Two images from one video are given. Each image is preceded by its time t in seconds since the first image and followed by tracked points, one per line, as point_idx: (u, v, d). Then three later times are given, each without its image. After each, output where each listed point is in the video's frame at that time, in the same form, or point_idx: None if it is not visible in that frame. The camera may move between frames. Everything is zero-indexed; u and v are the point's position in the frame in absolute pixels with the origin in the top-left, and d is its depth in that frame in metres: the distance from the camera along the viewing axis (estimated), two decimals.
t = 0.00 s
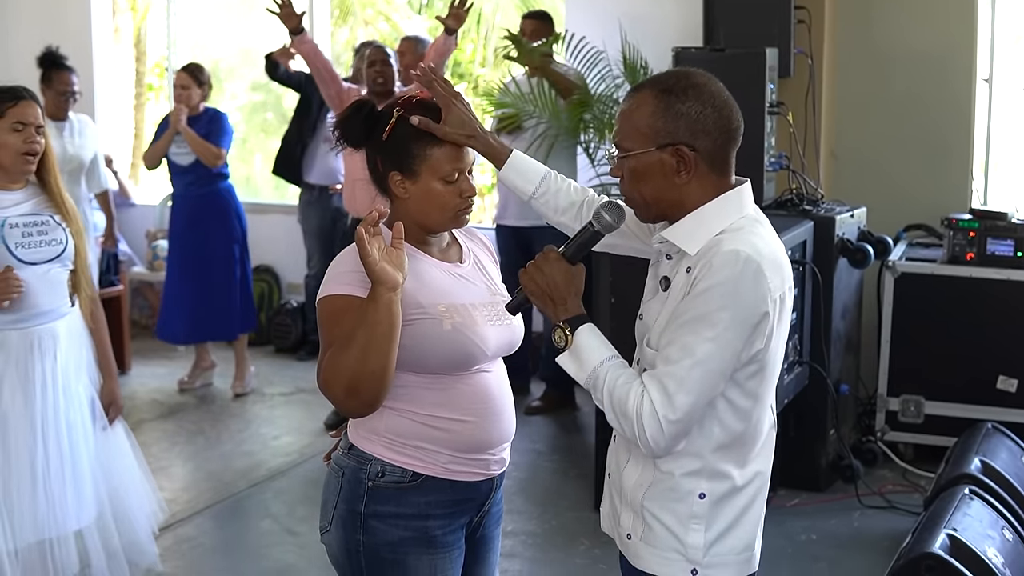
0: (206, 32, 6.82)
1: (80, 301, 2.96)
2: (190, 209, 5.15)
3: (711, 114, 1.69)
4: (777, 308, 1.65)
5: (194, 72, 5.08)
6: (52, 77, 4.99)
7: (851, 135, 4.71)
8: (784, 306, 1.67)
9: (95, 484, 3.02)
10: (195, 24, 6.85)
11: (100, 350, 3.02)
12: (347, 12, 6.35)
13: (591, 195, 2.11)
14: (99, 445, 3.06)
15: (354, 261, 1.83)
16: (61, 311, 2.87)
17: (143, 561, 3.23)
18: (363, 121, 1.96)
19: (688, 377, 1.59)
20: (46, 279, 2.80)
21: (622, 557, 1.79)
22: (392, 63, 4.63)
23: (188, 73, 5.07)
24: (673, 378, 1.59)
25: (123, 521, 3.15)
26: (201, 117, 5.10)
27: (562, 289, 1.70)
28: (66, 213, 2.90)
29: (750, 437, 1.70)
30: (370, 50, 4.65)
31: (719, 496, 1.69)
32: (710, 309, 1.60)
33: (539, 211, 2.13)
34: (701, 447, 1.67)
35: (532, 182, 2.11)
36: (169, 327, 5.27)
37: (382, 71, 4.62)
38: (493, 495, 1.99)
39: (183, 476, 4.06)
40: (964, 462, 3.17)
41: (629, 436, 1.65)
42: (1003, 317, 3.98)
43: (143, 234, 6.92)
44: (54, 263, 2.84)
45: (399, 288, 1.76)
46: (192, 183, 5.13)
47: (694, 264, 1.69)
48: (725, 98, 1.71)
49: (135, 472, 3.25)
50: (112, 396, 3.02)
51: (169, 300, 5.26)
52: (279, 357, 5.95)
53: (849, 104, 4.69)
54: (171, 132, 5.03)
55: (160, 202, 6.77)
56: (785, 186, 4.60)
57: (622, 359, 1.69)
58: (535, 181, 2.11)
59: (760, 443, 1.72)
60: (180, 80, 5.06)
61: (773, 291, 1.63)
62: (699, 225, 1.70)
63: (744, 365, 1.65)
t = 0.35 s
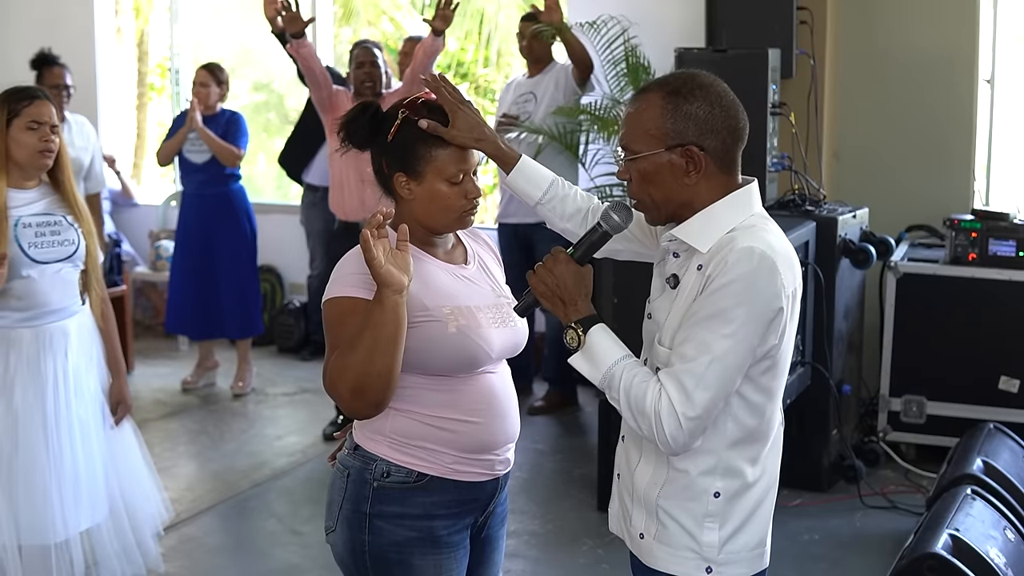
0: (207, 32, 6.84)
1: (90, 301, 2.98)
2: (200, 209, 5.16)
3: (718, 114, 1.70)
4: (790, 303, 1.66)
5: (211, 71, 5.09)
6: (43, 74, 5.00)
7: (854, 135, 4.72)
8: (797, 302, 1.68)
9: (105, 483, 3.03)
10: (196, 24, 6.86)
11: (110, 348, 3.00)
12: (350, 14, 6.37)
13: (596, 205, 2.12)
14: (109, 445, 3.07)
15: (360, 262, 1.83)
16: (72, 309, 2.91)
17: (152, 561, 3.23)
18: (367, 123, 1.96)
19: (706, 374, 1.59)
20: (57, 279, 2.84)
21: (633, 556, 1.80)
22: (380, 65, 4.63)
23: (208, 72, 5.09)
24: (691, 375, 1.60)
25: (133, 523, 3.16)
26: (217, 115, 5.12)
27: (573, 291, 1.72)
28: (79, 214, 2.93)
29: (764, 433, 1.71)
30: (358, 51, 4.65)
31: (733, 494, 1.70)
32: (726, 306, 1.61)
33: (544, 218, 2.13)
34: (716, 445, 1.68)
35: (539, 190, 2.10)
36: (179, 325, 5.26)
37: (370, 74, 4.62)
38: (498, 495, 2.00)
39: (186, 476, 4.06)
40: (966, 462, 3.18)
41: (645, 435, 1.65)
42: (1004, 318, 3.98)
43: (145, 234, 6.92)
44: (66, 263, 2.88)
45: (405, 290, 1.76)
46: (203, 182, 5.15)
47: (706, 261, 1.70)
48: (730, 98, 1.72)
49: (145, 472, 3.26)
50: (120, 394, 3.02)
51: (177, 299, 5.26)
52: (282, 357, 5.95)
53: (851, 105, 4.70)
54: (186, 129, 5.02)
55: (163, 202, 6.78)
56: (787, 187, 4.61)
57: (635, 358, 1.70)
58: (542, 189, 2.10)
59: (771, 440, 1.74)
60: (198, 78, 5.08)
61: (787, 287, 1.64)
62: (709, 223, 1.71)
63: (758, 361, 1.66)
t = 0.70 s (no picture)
0: (207, 38, 6.86)
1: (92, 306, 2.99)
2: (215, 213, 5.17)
3: (719, 115, 1.70)
4: (791, 303, 1.67)
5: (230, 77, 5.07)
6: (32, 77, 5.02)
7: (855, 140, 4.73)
8: (797, 302, 1.69)
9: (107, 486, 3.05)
10: (196, 30, 6.88)
11: (108, 357, 3.01)
12: (351, 20, 6.38)
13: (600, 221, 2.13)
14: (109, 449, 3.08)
15: (360, 269, 1.84)
16: (75, 312, 2.91)
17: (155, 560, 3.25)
18: (372, 127, 1.97)
19: (710, 374, 1.60)
20: (62, 283, 2.84)
21: (636, 561, 1.80)
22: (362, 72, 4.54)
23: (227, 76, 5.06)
24: (695, 376, 1.60)
25: (135, 524, 3.17)
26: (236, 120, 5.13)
27: (573, 297, 1.74)
28: (83, 221, 2.96)
29: (767, 436, 1.71)
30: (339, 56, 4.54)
31: (737, 497, 1.70)
32: (728, 306, 1.61)
33: (547, 235, 2.14)
34: (719, 447, 1.69)
35: (543, 207, 2.11)
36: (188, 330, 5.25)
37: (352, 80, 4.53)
38: (499, 500, 2.00)
39: (188, 481, 4.06)
40: (967, 467, 3.18)
41: (649, 438, 1.66)
42: (1004, 322, 3.99)
43: (145, 240, 6.92)
44: (70, 268, 2.88)
45: (405, 298, 1.77)
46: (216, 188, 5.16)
47: (707, 263, 1.70)
48: (731, 101, 1.73)
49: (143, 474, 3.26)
50: (118, 402, 3.04)
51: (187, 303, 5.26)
52: (283, 362, 5.95)
53: (852, 110, 4.71)
54: (209, 138, 5.04)
55: (163, 208, 6.78)
56: (787, 192, 4.62)
57: (637, 361, 1.70)
58: (546, 206, 2.11)
59: (774, 443, 1.74)
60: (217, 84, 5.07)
61: (788, 287, 1.65)
62: (710, 225, 1.71)
63: (760, 361, 1.66)
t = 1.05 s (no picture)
0: (207, 42, 6.87)
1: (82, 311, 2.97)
2: (220, 220, 5.12)
3: (711, 118, 1.71)
4: (788, 302, 1.67)
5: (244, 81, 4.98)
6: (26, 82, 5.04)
7: (855, 146, 4.73)
8: (794, 301, 1.69)
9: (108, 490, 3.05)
10: (196, 34, 6.89)
11: (96, 359, 2.97)
12: (351, 25, 6.39)
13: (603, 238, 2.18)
14: (103, 455, 3.03)
15: (360, 275, 1.84)
16: (66, 318, 2.89)
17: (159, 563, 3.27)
18: (377, 132, 1.97)
19: (708, 374, 1.60)
20: (53, 290, 2.84)
21: (637, 565, 1.80)
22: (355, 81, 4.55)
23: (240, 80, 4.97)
24: (694, 376, 1.60)
25: (138, 527, 3.17)
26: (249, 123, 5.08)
27: (572, 302, 1.74)
28: (71, 226, 2.94)
29: (766, 437, 1.71)
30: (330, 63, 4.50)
31: (739, 499, 1.70)
32: (726, 306, 1.61)
33: (549, 250, 2.18)
34: (719, 448, 1.69)
35: (546, 222, 2.16)
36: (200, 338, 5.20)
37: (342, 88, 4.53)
38: (499, 504, 2.00)
39: (187, 486, 4.06)
40: (966, 471, 3.18)
41: (649, 439, 1.66)
42: (1004, 326, 3.99)
43: (145, 244, 6.93)
44: (61, 274, 2.88)
45: (405, 305, 1.77)
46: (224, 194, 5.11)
47: (704, 265, 1.70)
48: (723, 104, 1.74)
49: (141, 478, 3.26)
50: (109, 406, 3.00)
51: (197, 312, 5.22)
52: (282, 367, 5.96)
53: (852, 115, 4.72)
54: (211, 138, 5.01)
55: (164, 213, 6.79)
56: (787, 196, 4.63)
57: (637, 364, 1.70)
58: (549, 221, 2.16)
59: (775, 444, 1.74)
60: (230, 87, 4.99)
61: (784, 286, 1.65)
62: (705, 227, 1.71)
63: (758, 361, 1.66)
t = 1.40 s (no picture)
0: (207, 44, 6.87)
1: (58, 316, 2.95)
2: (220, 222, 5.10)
3: (708, 118, 1.71)
4: (787, 300, 1.66)
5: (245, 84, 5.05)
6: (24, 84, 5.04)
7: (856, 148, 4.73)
8: (794, 298, 1.68)
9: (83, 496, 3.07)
10: (196, 36, 6.89)
11: (72, 367, 2.95)
12: (351, 27, 6.38)
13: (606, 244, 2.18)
14: (76, 462, 3.03)
15: (358, 277, 1.84)
16: (40, 325, 2.87)
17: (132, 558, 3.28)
18: (380, 132, 1.97)
19: (708, 372, 1.59)
20: (27, 294, 2.81)
21: (639, 567, 1.79)
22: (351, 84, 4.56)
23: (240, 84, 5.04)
24: (693, 374, 1.60)
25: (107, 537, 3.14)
26: (252, 128, 5.09)
27: (574, 304, 1.74)
28: (44, 230, 2.89)
29: (768, 434, 1.71)
30: (330, 66, 4.54)
31: (742, 498, 1.70)
32: (724, 304, 1.61)
33: (552, 257, 2.18)
34: (722, 446, 1.68)
35: (548, 228, 2.16)
36: (208, 347, 5.14)
37: (343, 93, 4.57)
38: (500, 506, 1.99)
39: (188, 488, 4.06)
40: (968, 473, 3.18)
41: (651, 438, 1.65)
42: (1006, 329, 3.99)
43: (146, 246, 6.92)
44: (36, 278, 2.84)
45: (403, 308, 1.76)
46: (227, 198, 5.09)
47: (702, 264, 1.70)
48: (718, 104, 1.74)
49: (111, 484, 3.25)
50: (83, 415, 2.96)
51: (197, 318, 5.14)
52: (283, 369, 5.95)
53: (853, 117, 4.72)
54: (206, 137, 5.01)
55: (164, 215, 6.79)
56: (788, 199, 4.62)
57: (638, 364, 1.69)
58: (551, 227, 2.16)
59: (778, 442, 1.73)
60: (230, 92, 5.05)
61: (783, 283, 1.64)
62: (704, 227, 1.70)
63: (758, 359, 1.66)
